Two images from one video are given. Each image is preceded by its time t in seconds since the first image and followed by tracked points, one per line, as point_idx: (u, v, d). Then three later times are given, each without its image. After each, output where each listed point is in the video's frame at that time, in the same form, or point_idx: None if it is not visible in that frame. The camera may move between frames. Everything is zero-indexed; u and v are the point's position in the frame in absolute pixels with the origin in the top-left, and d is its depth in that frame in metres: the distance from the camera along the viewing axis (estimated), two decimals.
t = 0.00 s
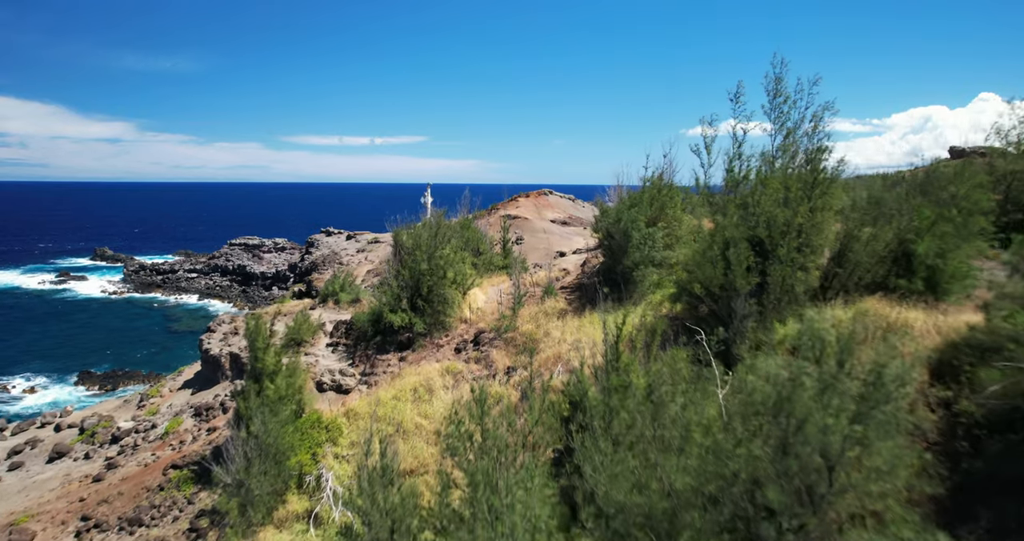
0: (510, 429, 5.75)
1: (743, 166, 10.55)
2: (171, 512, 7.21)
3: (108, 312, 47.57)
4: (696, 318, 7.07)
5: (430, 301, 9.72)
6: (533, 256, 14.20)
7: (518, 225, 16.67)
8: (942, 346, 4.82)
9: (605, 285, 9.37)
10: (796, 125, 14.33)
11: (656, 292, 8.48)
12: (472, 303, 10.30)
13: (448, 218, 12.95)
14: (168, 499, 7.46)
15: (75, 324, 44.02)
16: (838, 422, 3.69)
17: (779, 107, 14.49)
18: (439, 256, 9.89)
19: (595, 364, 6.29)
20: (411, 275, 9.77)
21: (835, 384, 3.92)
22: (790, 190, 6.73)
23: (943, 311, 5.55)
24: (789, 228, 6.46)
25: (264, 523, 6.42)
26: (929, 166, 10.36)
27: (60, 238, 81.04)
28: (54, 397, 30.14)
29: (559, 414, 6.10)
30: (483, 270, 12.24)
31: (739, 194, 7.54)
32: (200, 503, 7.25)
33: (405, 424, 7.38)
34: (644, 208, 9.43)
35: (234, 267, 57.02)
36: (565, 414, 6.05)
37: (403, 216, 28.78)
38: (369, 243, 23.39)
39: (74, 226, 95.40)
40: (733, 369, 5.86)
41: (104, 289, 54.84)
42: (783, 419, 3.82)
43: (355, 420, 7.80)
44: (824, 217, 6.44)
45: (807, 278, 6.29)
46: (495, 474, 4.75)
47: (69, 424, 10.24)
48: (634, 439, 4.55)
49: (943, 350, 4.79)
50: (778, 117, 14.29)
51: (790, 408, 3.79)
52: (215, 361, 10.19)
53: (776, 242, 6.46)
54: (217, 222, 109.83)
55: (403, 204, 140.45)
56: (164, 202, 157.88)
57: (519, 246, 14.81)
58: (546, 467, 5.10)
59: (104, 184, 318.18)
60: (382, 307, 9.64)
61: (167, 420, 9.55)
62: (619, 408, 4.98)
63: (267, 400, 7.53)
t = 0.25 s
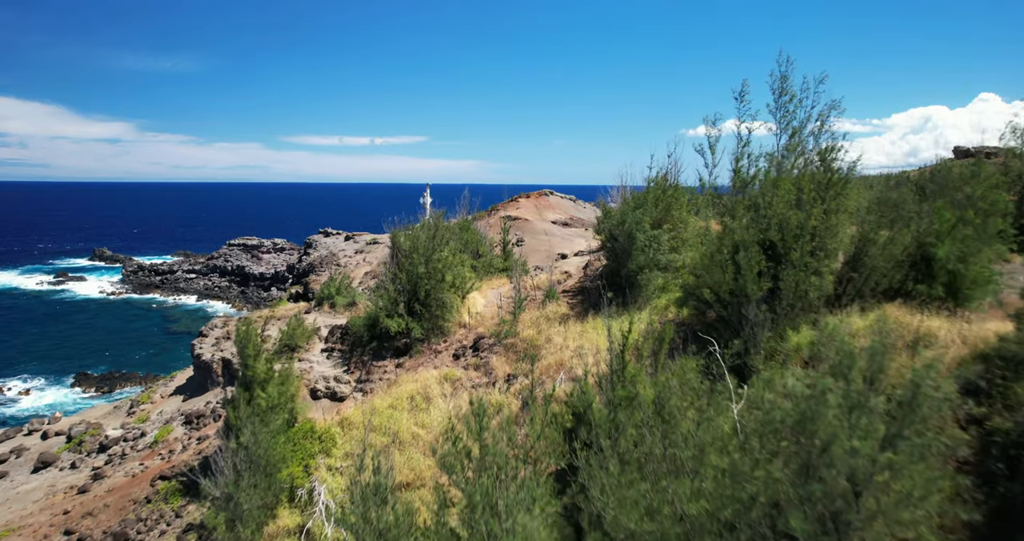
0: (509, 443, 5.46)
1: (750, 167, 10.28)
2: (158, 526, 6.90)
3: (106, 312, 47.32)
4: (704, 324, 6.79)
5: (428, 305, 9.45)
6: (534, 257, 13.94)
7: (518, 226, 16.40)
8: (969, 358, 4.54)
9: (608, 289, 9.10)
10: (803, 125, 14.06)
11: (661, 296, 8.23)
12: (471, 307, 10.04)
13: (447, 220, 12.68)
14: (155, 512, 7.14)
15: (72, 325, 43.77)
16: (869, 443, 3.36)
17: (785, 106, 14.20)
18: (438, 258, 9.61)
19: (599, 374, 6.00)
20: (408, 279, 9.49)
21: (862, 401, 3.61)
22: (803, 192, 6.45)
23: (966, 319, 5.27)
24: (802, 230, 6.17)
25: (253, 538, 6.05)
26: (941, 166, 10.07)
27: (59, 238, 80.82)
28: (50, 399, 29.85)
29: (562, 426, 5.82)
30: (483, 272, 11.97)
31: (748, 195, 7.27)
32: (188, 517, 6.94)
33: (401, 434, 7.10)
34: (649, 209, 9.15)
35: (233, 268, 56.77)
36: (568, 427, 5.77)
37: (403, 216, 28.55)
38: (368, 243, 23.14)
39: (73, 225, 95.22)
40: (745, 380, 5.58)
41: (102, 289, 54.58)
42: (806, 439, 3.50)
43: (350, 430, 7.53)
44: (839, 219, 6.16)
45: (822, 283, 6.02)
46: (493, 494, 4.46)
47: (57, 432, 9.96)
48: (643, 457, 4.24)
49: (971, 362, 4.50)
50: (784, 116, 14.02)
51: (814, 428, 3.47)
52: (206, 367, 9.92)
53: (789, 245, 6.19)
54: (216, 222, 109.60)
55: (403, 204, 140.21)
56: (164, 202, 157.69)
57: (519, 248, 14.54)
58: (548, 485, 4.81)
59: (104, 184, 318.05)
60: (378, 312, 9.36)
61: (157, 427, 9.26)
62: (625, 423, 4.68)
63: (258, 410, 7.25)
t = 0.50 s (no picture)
0: (510, 458, 5.19)
1: (757, 166, 10.00)
2: None
3: (103, 313, 47.03)
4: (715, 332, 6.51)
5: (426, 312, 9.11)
6: (535, 260, 13.67)
7: (519, 227, 16.13)
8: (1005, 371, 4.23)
9: (612, 294, 8.82)
10: (809, 124, 13.79)
11: (668, 303, 7.95)
12: (471, 312, 9.76)
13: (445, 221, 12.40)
14: (141, 525, 6.79)
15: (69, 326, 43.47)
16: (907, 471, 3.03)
17: (790, 105, 13.93)
18: (435, 262, 9.32)
19: (605, 385, 5.72)
20: (405, 283, 9.20)
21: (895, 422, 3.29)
22: (817, 194, 6.19)
23: (994, 328, 4.99)
24: (818, 234, 5.89)
25: None
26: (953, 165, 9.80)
27: (57, 238, 80.58)
28: (46, 401, 29.56)
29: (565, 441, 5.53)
30: (483, 276, 11.70)
31: (759, 197, 6.98)
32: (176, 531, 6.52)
33: (397, 446, 6.83)
34: (654, 211, 8.88)
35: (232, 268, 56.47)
36: (572, 441, 5.48)
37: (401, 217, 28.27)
38: (366, 244, 22.88)
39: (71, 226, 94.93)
40: (757, 393, 5.30)
41: (100, 290, 54.30)
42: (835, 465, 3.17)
43: (345, 441, 7.25)
44: (855, 223, 5.90)
45: (839, 290, 5.74)
46: (493, 518, 4.16)
47: (44, 440, 9.69)
48: (653, 480, 3.94)
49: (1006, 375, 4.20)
50: (790, 115, 13.74)
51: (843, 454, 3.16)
52: (197, 373, 9.64)
53: (804, 250, 5.90)
54: (215, 222, 109.33)
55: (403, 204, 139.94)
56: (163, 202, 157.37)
57: (519, 250, 14.27)
58: (551, 505, 4.53)
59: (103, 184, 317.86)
60: (374, 317, 9.08)
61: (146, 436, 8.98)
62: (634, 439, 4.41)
63: (248, 421, 6.97)
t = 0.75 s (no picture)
0: (510, 477, 4.89)
1: (764, 168, 9.76)
2: None
3: (101, 314, 46.75)
4: (725, 341, 6.24)
5: (422, 317, 8.81)
6: (535, 263, 13.41)
7: (519, 229, 15.88)
8: None
9: (615, 299, 8.56)
10: (814, 124, 13.57)
11: (674, 309, 7.70)
12: (469, 317, 9.49)
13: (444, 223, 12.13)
14: None
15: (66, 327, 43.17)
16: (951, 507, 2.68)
17: (796, 104, 13.66)
18: (433, 266, 9.04)
19: (610, 398, 5.44)
20: (402, 287, 8.93)
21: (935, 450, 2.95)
22: (832, 197, 5.93)
23: None
24: (835, 239, 5.61)
25: None
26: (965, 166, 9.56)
27: (56, 238, 80.29)
28: (41, 403, 29.25)
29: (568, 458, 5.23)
30: (482, 279, 11.43)
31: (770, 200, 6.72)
32: None
33: (392, 458, 6.54)
34: (659, 214, 8.62)
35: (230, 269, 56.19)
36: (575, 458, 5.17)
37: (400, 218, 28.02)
38: (364, 245, 22.61)
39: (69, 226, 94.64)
40: (772, 407, 5.02)
41: (97, 291, 54.00)
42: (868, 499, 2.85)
43: (338, 453, 6.96)
44: (873, 227, 5.64)
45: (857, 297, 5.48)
46: None
47: (30, 449, 9.39)
48: (664, 507, 3.64)
49: None
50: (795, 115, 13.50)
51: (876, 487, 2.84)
52: (188, 381, 9.37)
53: (819, 255, 5.64)
54: (214, 222, 109.05)
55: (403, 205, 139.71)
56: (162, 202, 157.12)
57: (519, 252, 14.00)
58: (555, 528, 4.25)
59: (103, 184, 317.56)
60: (370, 323, 8.80)
61: (134, 445, 8.68)
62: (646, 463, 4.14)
63: (237, 433, 6.68)
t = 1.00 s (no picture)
0: (510, 498, 4.61)
1: (771, 169, 9.49)
2: None
3: (98, 315, 46.46)
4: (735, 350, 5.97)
5: (419, 323, 8.54)
6: (536, 266, 13.13)
7: (519, 231, 15.61)
8: None
9: (619, 305, 8.29)
10: (821, 125, 13.32)
11: (680, 317, 7.42)
12: (468, 323, 9.21)
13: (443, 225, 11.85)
14: None
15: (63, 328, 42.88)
16: None
17: (802, 104, 13.41)
18: (431, 270, 8.76)
19: (616, 413, 5.16)
20: (398, 293, 8.66)
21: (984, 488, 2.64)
22: (849, 200, 5.64)
23: None
24: (853, 245, 5.33)
25: None
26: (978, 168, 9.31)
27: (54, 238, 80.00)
28: (37, 406, 28.96)
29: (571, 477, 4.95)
30: (481, 283, 11.15)
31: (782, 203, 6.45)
32: None
33: (387, 473, 6.27)
34: (664, 217, 8.35)
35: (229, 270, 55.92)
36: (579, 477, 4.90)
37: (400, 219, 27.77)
38: (363, 247, 22.35)
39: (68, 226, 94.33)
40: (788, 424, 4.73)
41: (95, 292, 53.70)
42: None
43: (331, 466, 6.68)
44: (892, 234, 5.36)
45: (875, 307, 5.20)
46: None
47: (14, 459, 9.10)
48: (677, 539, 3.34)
49: None
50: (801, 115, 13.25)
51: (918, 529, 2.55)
52: (178, 389, 9.08)
53: (836, 262, 5.36)
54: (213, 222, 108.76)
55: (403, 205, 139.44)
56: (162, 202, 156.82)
57: (520, 255, 13.73)
58: None
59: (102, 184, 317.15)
60: (365, 329, 8.52)
61: (121, 456, 8.39)
62: (657, 489, 3.86)
63: (225, 446, 6.39)
